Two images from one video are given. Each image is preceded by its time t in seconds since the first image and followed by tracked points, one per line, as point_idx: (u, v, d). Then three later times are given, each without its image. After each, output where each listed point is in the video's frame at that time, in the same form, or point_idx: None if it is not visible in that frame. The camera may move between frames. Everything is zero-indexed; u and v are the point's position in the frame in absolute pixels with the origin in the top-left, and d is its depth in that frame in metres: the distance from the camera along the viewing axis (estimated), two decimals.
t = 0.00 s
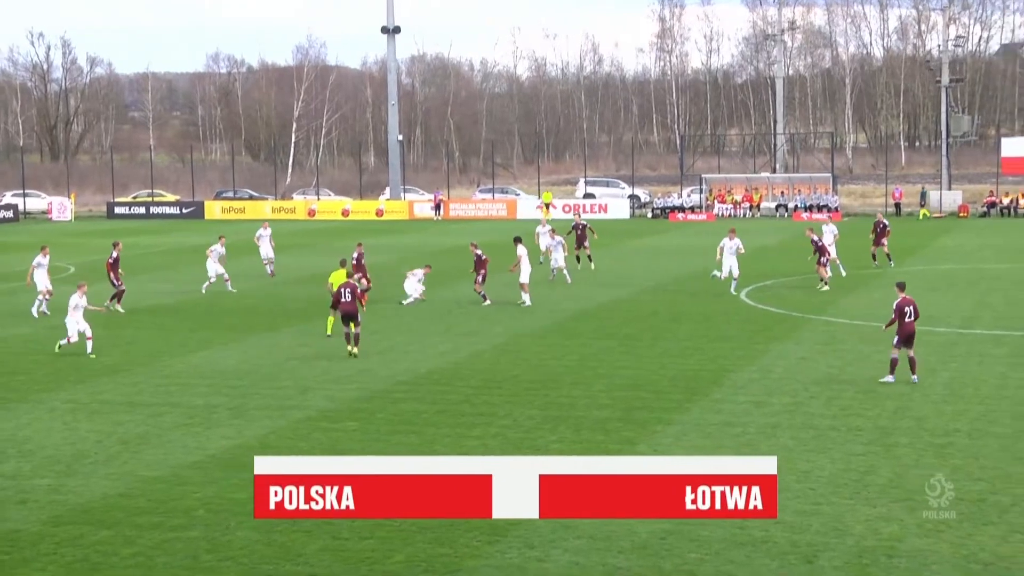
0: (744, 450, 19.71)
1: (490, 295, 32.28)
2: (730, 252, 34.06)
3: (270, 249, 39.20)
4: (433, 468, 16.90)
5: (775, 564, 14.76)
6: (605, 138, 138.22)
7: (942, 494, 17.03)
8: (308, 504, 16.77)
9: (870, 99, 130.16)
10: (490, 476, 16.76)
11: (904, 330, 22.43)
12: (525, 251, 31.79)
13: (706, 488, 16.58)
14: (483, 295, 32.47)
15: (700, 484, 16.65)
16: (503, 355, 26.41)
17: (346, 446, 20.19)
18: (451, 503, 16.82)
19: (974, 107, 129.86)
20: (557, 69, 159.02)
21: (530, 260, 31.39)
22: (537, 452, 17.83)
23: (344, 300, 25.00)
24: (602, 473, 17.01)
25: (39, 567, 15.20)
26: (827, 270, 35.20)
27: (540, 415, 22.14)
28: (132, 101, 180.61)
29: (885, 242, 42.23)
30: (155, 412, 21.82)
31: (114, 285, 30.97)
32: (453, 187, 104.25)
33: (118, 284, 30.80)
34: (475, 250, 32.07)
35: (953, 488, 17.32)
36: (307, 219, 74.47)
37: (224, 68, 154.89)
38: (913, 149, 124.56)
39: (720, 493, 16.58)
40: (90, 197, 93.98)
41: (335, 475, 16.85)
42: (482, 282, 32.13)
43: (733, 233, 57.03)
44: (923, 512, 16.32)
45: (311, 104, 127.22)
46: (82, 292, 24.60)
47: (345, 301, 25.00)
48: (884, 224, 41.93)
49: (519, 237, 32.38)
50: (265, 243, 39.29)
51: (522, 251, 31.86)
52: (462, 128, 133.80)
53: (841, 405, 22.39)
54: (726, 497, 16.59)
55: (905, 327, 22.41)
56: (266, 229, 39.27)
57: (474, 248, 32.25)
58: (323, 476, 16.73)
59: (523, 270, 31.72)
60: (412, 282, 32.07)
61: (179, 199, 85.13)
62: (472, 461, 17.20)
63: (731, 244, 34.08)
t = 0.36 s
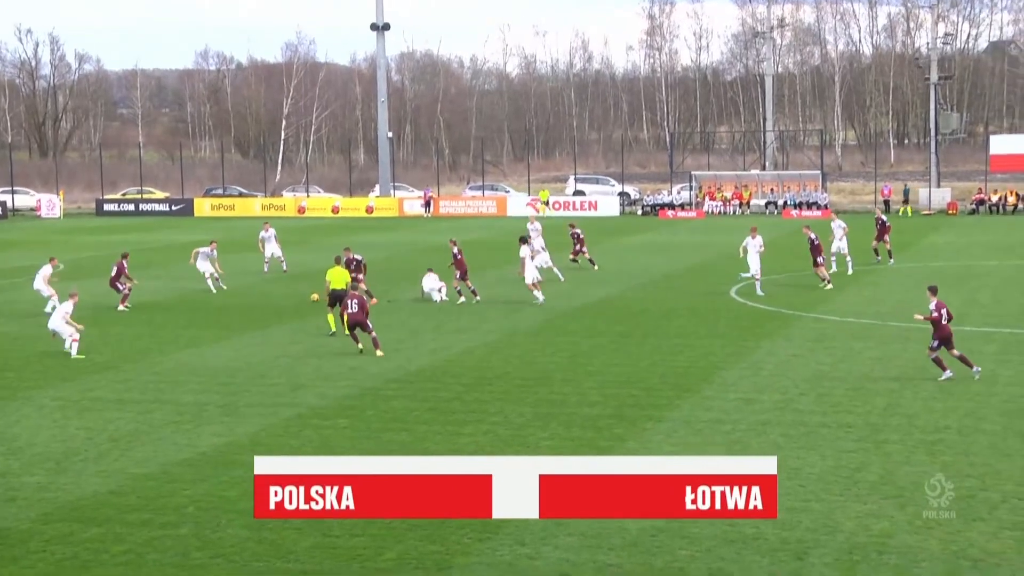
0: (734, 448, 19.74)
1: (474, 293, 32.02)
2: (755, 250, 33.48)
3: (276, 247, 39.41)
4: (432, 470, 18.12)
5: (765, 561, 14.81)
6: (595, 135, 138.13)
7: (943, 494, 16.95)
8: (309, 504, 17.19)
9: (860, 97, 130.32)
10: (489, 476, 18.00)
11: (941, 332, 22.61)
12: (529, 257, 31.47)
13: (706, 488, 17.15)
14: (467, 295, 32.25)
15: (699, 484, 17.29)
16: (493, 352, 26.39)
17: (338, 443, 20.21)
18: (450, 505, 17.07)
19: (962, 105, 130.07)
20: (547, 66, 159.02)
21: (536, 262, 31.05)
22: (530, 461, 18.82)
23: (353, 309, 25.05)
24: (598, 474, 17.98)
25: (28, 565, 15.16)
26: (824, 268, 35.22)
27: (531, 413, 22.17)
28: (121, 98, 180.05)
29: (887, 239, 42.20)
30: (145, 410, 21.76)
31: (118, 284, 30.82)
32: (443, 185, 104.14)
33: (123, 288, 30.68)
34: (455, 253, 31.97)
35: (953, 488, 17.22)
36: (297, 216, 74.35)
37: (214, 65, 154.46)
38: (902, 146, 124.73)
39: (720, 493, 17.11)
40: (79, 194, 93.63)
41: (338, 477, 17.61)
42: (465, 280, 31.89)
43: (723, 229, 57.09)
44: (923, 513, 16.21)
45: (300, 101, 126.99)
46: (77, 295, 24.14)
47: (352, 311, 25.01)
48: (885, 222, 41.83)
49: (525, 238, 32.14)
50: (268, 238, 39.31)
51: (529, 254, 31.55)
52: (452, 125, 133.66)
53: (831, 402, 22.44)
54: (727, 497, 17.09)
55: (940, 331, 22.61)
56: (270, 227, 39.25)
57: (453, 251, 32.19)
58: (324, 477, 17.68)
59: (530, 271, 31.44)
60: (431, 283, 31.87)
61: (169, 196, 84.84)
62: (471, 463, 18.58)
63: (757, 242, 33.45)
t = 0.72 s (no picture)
0: (740, 442, 19.75)
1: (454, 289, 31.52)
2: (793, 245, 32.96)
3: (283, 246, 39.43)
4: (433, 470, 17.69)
5: (771, 555, 14.80)
6: (601, 130, 138.22)
7: (943, 494, 16.68)
8: (308, 504, 16.85)
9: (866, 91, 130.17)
10: (490, 476, 17.58)
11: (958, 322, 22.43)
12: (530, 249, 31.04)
13: (706, 488, 16.86)
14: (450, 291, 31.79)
15: (699, 485, 17.02)
16: (499, 346, 26.40)
17: (344, 437, 20.23)
18: (450, 505, 16.80)
19: (969, 99, 129.88)
20: (552, 61, 158.99)
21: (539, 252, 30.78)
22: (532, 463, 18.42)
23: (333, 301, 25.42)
24: (599, 475, 17.62)
25: (35, 559, 15.20)
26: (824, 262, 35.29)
27: (537, 407, 22.16)
28: (127, 92, 180.13)
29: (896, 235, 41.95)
30: (151, 404, 21.81)
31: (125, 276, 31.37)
32: (449, 179, 104.23)
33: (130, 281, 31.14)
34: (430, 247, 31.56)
35: (953, 488, 16.99)
36: (303, 211, 74.49)
37: (219, 60, 154.53)
38: (909, 140, 124.57)
39: (720, 493, 16.84)
40: (85, 188, 93.73)
41: (338, 476, 17.17)
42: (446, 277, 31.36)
43: (728, 224, 57.09)
44: (922, 513, 16.02)
45: (306, 95, 127.07)
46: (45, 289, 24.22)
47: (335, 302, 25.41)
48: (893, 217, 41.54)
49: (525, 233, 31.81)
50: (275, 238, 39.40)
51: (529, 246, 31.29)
52: (458, 120, 133.70)
53: (837, 397, 22.42)
54: (727, 498, 16.81)
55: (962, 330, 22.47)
56: (276, 228, 39.21)
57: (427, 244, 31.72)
58: (324, 477, 17.21)
59: (532, 264, 31.06)
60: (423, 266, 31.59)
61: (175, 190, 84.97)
62: (473, 464, 18.21)
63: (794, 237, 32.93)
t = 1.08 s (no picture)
0: (782, 439, 19.58)
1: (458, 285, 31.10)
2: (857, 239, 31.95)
3: (297, 240, 39.82)
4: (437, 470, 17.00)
5: (815, 553, 14.64)
6: (642, 125, 137.65)
7: (942, 495, 16.44)
8: (308, 505, 16.36)
9: (909, 86, 128.78)
10: (489, 477, 16.74)
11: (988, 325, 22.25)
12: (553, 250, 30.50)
13: (705, 487, 16.28)
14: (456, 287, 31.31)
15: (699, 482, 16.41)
16: (539, 343, 26.34)
17: (385, 433, 20.24)
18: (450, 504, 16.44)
19: (1014, 93, 128.20)
20: (592, 57, 158.69)
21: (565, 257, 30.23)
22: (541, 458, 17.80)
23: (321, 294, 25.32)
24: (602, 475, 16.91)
25: (83, 551, 15.31)
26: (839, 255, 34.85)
27: (578, 403, 22.08)
28: (169, 88, 181.24)
29: (930, 230, 41.92)
30: (194, 399, 21.93)
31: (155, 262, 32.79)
32: (489, 174, 104.29)
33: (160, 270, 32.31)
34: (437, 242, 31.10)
35: (952, 488, 16.75)
36: (344, 207, 74.78)
37: (261, 56, 155.21)
38: (954, 135, 123.08)
39: (720, 492, 16.26)
40: (129, 184, 94.46)
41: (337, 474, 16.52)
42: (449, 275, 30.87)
43: (770, 220, 56.67)
44: (922, 513, 15.81)
45: (347, 91, 127.31)
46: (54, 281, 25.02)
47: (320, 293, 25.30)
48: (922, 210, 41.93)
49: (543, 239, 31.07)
50: (290, 233, 40.00)
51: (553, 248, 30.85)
52: (498, 116, 133.42)
53: (881, 393, 22.19)
54: (725, 496, 16.26)
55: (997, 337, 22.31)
56: (289, 221, 40.05)
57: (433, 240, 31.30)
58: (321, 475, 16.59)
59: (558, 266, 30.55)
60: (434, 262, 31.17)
61: (217, 186, 85.38)
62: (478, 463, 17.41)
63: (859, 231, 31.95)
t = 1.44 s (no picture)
0: (898, 442, 19.04)
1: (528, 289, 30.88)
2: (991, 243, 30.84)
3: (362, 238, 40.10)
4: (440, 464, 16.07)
5: (933, 558, 14.18)
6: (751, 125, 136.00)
7: (942, 495, 16.30)
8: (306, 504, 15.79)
9: None
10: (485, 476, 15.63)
11: None
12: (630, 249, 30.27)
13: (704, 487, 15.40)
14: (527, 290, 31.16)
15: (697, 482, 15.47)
16: (647, 343, 26.10)
17: (494, 432, 20.22)
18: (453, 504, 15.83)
19: None
20: (699, 56, 157.34)
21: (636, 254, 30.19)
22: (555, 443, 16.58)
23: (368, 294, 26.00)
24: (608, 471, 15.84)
25: (199, 546, 15.56)
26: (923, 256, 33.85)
27: (686, 404, 21.78)
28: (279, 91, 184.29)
29: None
30: (306, 397, 22.20)
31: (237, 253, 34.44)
32: (597, 175, 104.22)
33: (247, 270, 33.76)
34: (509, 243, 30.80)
35: (953, 488, 16.65)
36: (453, 207, 75.30)
37: (370, 58, 156.94)
38: None
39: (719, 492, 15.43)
40: (242, 186, 96.23)
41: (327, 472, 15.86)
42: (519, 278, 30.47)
43: (885, 219, 55.46)
44: (923, 513, 15.71)
45: (455, 92, 127.92)
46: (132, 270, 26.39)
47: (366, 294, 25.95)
48: None
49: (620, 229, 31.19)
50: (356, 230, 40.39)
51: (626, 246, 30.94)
52: (605, 116, 132.89)
53: (1000, 397, 21.47)
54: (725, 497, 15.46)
55: None
56: (356, 222, 40.44)
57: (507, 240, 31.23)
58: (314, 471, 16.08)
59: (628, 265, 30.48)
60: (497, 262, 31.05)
61: (328, 187, 86.48)
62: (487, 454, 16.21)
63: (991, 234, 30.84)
